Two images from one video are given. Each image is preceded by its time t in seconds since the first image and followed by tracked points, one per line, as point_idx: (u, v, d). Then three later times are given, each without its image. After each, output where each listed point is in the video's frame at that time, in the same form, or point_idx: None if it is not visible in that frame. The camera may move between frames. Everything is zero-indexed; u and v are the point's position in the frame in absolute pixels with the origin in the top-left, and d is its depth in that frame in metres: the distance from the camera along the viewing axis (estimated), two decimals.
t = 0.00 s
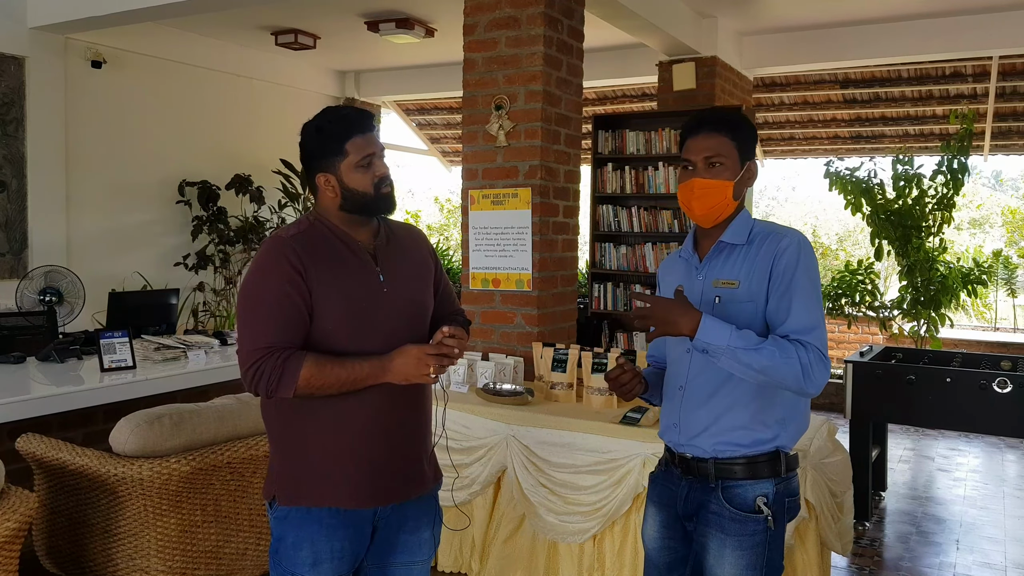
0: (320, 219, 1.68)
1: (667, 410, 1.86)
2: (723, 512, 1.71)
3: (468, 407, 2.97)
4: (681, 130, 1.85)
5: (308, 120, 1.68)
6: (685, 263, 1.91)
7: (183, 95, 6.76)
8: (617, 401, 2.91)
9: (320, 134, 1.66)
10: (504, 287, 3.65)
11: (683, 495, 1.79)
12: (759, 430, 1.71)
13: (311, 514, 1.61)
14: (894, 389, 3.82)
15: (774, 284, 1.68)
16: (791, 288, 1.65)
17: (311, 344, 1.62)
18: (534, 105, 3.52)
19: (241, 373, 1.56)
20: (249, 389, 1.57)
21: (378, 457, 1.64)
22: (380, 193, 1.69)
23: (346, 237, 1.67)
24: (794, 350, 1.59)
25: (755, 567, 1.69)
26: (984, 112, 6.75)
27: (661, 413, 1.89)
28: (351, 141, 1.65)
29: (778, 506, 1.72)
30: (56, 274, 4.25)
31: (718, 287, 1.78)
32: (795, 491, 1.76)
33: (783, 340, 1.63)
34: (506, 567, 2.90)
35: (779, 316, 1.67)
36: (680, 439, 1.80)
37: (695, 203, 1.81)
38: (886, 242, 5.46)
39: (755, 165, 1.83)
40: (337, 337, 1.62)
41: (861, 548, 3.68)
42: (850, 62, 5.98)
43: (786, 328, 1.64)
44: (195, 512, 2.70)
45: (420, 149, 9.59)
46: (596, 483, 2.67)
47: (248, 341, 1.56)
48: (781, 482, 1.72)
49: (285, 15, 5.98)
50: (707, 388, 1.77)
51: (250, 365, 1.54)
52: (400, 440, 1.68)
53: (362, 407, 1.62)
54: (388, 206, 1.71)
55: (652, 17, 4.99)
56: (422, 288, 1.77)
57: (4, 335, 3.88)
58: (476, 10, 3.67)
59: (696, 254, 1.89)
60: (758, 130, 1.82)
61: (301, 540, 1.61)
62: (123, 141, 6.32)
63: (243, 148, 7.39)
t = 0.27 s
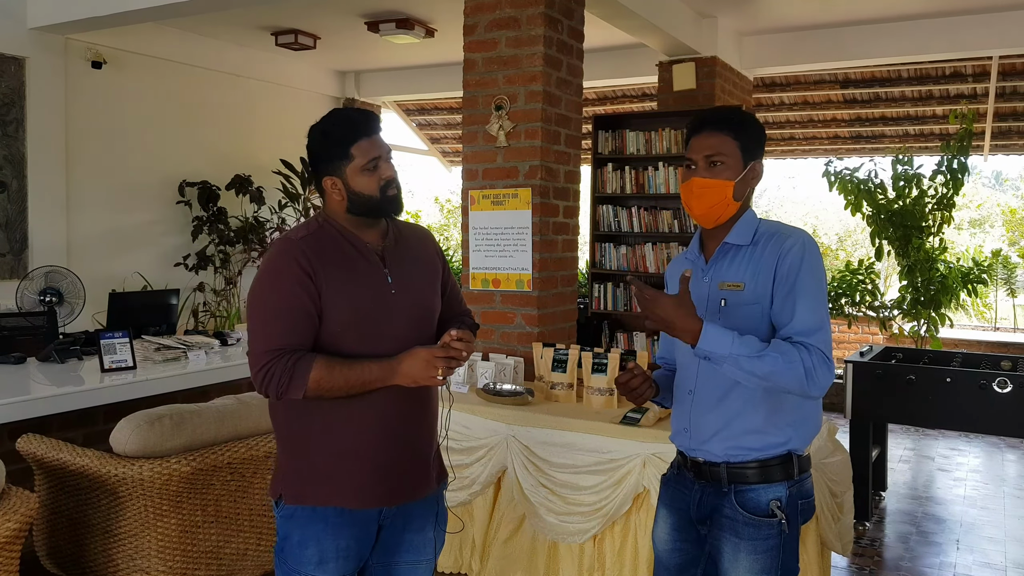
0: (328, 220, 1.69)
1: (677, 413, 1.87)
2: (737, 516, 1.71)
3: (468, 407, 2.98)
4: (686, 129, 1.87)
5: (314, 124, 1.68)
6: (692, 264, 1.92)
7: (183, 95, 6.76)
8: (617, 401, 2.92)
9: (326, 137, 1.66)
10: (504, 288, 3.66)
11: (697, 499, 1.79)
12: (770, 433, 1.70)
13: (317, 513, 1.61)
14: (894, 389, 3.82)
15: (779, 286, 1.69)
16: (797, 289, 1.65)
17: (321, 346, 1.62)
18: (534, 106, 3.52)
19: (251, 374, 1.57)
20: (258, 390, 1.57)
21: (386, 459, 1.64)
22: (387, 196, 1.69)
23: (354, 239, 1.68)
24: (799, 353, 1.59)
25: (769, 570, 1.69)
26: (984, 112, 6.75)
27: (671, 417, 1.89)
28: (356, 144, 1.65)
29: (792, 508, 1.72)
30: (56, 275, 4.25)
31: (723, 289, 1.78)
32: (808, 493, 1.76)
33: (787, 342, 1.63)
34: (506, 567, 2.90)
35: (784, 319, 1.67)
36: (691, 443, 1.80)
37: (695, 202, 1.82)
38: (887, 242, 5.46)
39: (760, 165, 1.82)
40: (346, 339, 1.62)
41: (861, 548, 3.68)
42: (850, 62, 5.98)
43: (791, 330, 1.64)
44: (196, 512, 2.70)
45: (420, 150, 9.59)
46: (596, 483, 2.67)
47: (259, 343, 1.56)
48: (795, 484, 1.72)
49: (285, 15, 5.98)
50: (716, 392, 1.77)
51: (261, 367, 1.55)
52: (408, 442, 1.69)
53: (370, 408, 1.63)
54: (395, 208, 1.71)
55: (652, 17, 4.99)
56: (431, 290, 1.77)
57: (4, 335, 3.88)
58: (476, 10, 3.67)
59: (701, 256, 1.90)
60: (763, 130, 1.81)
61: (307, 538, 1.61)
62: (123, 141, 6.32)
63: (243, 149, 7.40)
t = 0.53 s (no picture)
0: (343, 221, 1.69)
1: (687, 416, 1.88)
2: (745, 516, 1.72)
3: (468, 407, 2.98)
4: (674, 132, 1.90)
5: (331, 124, 1.69)
6: (692, 266, 1.93)
7: (183, 95, 6.76)
8: (617, 401, 2.92)
9: (342, 138, 1.66)
10: (504, 287, 3.65)
11: (706, 499, 1.80)
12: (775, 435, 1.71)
13: (328, 509, 1.61)
14: (894, 389, 3.82)
15: (776, 294, 1.67)
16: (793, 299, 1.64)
17: (334, 344, 1.62)
18: (534, 105, 3.52)
19: (265, 371, 1.57)
20: (272, 387, 1.58)
21: (398, 457, 1.64)
22: (401, 197, 1.69)
23: (368, 239, 1.68)
24: (798, 373, 1.60)
25: (779, 570, 1.69)
26: (984, 112, 6.75)
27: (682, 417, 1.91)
28: (373, 145, 1.65)
29: (799, 508, 1.71)
30: (56, 274, 4.25)
31: (719, 293, 1.78)
32: (818, 493, 1.76)
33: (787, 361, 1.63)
34: (506, 567, 2.90)
35: (782, 330, 1.66)
36: (701, 447, 1.82)
37: (676, 205, 1.86)
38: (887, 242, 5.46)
39: (745, 162, 1.82)
40: (360, 338, 1.62)
41: (862, 548, 3.68)
42: (851, 62, 5.98)
43: (790, 344, 1.64)
44: (196, 512, 2.69)
45: (420, 149, 9.59)
46: (596, 482, 2.67)
47: (274, 340, 1.56)
48: (802, 484, 1.72)
49: (285, 14, 5.98)
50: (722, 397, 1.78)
51: (275, 364, 1.55)
52: (420, 440, 1.69)
53: (383, 407, 1.63)
54: (409, 210, 1.71)
55: (652, 17, 4.99)
56: (444, 290, 1.77)
57: (4, 335, 3.87)
58: (476, 10, 3.67)
59: (700, 257, 1.91)
60: (747, 128, 1.81)
61: (318, 534, 1.61)
62: (123, 141, 6.32)
63: (244, 148, 7.40)
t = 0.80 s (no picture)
0: (358, 221, 1.69)
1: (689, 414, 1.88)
2: (737, 514, 1.73)
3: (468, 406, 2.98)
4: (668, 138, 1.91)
5: (347, 126, 1.69)
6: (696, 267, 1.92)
7: (184, 95, 6.76)
8: (617, 401, 2.92)
9: (358, 140, 1.67)
10: (504, 288, 3.66)
11: (705, 496, 1.81)
12: (768, 436, 1.69)
13: (341, 504, 1.62)
14: (895, 389, 3.82)
15: (760, 300, 1.66)
16: (774, 307, 1.63)
17: (349, 342, 1.63)
18: (534, 105, 3.52)
19: (280, 368, 1.58)
20: (287, 383, 1.59)
21: (411, 454, 1.65)
22: (416, 198, 1.70)
23: (383, 239, 1.68)
24: (770, 384, 1.61)
25: (770, 569, 1.69)
26: (984, 112, 6.75)
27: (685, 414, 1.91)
28: (389, 147, 1.65)
29: (793, 509, 1.71)
30: (57, 274, 4.25)
31: (715, 297, 1.78)
32: (815, 494, 1.75)
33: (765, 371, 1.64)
34: (506, 567, 2.90)
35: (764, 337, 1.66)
36: (698, 445, 1.82)
37: (669, 214, 1.88)
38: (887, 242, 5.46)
39: (735, 166, 1.81)
40: (373, 337, 1.63)
41: (862, 548, 3.68)
42: (851, 62, 5.98)
43: (768, 353, 1.64)
44: (197, 511, 2.69)
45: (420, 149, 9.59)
46: (596, 482, 2.68)
47: (290, 338, 1.58)
48: (797, 485, 1.71)
49: (286, 14, 5.98)
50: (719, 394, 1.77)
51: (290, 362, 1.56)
52: (433, 438, 1.69)
53: (396, 404, 1.63)
54: (422, 212, 1.71)
55: (652, 17, 4.99)
56: (458, 289, 1.77)
57: (4, 335, 3.88)
58: (476, 10, 3.68)
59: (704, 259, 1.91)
60: (737, 132, 1.80)
61: (331, 528, 1.62)
62: (124, 141, 6.32)
63: (244, 148, 7.40)
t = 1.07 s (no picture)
0: (366, 220, 1.70)
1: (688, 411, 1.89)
2: (731, 514, 1.73)
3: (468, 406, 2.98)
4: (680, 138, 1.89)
5: (356, 126, 1.69)
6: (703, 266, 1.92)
7: (184, 95, 6.77)
8: (617, 401, 2.92)
9: (366, 139, 1.66)
10: (504, 287, 3.66)
11: (701, 496, 1.81)
12: (762, 436, 1.70)
13: (348, 499, 1.62)
14: (895, 389, 3.82)
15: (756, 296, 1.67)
16: (767, 303, 1.64)
17: (355, 340, 1.63)
18: (534, 106, 3.52)
19: (287, 365, 1.59)
20: (294, 380, 1.60)
21: (416, 452, 1.65)
22: (422, 199, 1.69)
23: (390, 239, 1.68)
24: (754, 375, 1.62)
25: (763, 570, 1.69)
26: (984, 112, 6.75)
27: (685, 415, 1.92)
28: (396, 147, 1.65)
29: (787, 511, 1.71)
30: (57, 275, 4.25)
31: (716, 295, 1.79)
32: (811, 497, 1.74)
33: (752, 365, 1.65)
34: (507, 567, 2.90)
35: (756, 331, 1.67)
36: (694, 443, 1.83)
37: (687, 214, 1.85)
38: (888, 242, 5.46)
39: (754, 165, 1.80)
40: (379, 335, 1.63)
41: (861, 548, 3.69)
42: (850, 62, 5.99)
43: (758, 348, 1.65)
44: (197, 511, 2.69)
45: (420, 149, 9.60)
46: (596, 482, 2.68)
47: (297, 335, 1.59)
48: (792, 486, 1.70)
49: (286, 15, 5.99)
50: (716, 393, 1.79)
51: (297, 359, 1.57)
52: (439, 437, 1.69)
53: (402, 402, 1.64)
54: (429, 212, 1.71)
55: (652, 18, 4.99)
56: (465, 288, 1.77)
57: (4, 335, 3.88)
58: (477, 11, 3.68)
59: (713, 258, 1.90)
60: (757, 133, 1.79)
61: (340, 522, 1.63)
62: (124, 141, 6.33)
63: (244, 148, 7.40)
